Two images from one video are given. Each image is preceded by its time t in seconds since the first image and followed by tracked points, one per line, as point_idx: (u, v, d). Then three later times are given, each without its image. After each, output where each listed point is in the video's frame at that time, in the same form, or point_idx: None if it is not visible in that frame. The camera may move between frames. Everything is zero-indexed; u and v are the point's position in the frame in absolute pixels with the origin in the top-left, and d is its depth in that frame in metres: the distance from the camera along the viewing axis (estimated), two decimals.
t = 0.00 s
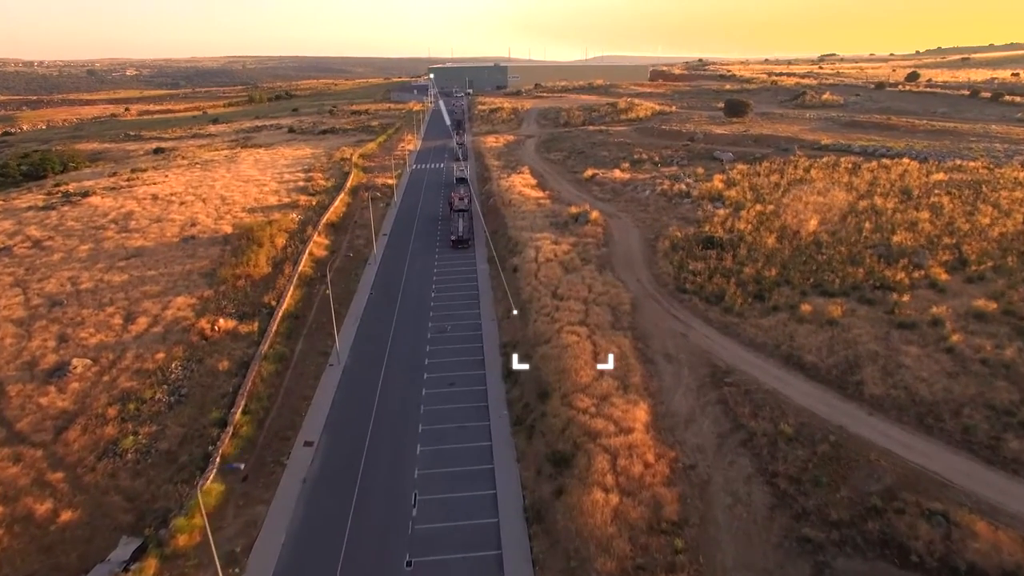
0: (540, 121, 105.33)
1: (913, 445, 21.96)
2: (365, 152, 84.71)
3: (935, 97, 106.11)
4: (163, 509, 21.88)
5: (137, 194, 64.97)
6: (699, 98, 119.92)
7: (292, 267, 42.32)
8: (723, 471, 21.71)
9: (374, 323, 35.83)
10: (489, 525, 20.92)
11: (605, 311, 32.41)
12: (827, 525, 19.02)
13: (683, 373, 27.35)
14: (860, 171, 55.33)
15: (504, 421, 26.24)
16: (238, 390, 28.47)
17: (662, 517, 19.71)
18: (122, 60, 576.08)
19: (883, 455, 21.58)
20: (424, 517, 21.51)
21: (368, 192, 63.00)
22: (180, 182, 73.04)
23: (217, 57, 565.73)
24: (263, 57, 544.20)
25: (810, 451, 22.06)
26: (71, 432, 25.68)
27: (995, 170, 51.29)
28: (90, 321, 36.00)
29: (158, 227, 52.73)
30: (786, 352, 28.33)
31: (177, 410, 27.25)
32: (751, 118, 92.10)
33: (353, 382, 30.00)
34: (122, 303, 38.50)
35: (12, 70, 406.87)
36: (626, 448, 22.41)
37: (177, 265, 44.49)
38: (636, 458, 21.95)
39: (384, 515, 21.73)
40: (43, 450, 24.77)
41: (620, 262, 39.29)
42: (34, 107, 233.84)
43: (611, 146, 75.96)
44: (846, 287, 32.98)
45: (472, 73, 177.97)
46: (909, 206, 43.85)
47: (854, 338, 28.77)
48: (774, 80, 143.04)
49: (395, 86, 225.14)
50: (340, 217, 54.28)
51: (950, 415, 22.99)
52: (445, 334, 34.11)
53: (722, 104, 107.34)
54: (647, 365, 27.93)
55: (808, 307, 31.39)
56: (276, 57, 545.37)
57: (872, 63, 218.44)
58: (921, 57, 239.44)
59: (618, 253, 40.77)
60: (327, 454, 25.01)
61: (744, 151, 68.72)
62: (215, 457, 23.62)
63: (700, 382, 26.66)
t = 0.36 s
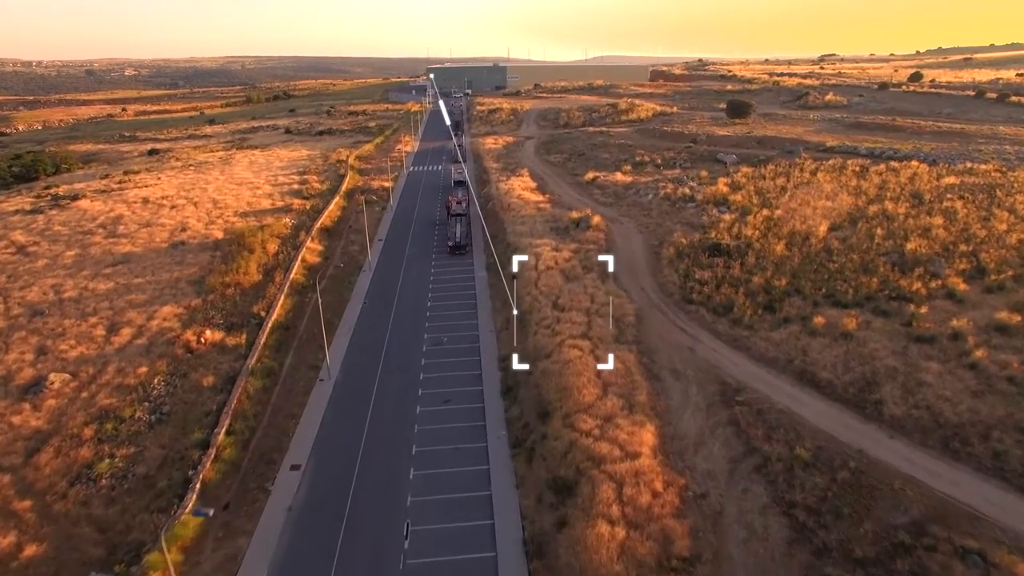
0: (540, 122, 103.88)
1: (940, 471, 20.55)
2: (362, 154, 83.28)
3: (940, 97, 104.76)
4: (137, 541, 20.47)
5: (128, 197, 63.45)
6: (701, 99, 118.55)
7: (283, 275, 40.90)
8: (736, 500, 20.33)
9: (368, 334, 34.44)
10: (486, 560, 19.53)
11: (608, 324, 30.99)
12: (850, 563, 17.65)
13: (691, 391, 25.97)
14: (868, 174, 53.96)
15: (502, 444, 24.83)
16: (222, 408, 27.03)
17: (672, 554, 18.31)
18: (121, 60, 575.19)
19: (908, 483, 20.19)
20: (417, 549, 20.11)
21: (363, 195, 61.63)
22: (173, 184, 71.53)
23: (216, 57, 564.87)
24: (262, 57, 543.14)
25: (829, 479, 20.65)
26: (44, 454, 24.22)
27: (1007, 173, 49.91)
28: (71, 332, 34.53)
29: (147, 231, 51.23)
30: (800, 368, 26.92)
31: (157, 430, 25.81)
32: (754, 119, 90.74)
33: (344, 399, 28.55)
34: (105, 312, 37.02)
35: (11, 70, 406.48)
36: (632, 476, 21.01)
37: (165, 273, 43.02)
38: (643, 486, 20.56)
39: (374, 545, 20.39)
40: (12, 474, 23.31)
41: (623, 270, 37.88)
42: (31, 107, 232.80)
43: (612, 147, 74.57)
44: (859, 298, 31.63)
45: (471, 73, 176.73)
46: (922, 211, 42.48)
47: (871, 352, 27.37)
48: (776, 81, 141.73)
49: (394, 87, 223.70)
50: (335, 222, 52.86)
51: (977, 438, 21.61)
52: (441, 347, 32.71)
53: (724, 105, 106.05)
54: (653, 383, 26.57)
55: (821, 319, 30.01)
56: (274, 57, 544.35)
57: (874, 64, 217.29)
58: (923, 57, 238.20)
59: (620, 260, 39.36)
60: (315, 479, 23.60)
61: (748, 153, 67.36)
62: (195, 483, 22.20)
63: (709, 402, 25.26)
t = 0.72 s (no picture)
0: (539, 123, 102.33)
1: (973, 502, 19.10)
2: (358, 156, 81.75)
3: (944, 97, 103.36)
4: None
5: (118, 200, 61.84)
6: (702, 100, 117.06)
7: (274, 283, 39.40)
8: (754, 534, 18.88)
9: (360, 346, 33.02)
10: None
11: (612, 337, 29.54)
12: None
13: (701, 411, 24.53)
14: (877, 177, 52.54)
15: (502, 468, 23.38)
16: (205, 427, 25.52)
17: None
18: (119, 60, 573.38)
19: (939, 515, 18.75)
20: None
21: (359, 198, 60.17)
22: (164, 187, 69.91)
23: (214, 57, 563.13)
24: (261, 57, 541.55)
25: (853, 510, 19.21)
26: (13, 480, 22.74)
27: (1021, 176, 48.52)
28: (50, 344, 33.00)
29: (135, 236, 49.66)
30: (816, 386, 25.47)
31: (135, 452, 24.32)
32: (757, 120, 89.34)
33: (334, 418, 27.06)
34: (87, 322, 35.49)
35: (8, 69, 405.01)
36: (641, 506, 19.55)
37: (152, 280, 41.47)
38: (653, 518, 19.11)
39: None
40: None
41: (628, 279, 36.38)
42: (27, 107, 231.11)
43: (613, 149, 73.14)
44: (876, 309, 30.19)
45: (470, 73, 175.30)
46: (935, 216, 41.06)
47: (891, 367, 25.91)
48: (778, 81, 140.36)
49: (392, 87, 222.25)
50: (329, 226, 51.39)
51: (1010, 465, 20.18)
52: (437, 360, 31.28)
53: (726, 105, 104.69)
54: (661, 402, 25.12)
55: (836, 332, 28.57)
56: (273, 57, 542.79)
57: (875, 64, 216.09)
58: (924, 57, 236.89)
59: (624, 269, 37.89)
60: (301, 507, 22.13)
61: (752, 156, 65.92)
62: (173, 513, 20.71)
63: (721, 423, 23.81)
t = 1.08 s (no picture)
0: (539, 124, 100.85)
1: (1013, 542, 17.62)
2: (355, 158, 80.22)
3: (950, 98, 102.01)
4: None
5: (107, 204, 60.23)
6: (704, 100, 115.64)
7: (265, 292, 37.87)
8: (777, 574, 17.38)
9: (354, 361, 31.51)
10: None
11: (618, 353, 28.05)
12: None
13: (714, 435, 23.05)
14: (888, 180, 51.11)
15: (502, 496, 21.87)
16: (186, 449, 23.98)
17: None
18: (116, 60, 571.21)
19: (977, 556, 17.27)
20: None
21: (355, 201, 58.65)
22: (156, 190, 68.30)
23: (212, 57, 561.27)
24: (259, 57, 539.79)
25: (884, 548, 17.71)
26: None
27: None
28: (27, 358, 31.46)
29: (123, 241, 48.06)
30: (836, 406, 23.96)
31: (109, 477, 22.82)
32: (760, 121, 87.94)
33: (324, 440, 25.54)
34: (68, 333, 33.92)
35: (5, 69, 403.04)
36: (653, 543, 18.03)
37: (138, 288, 39.91)
38: (665, 557, 17.60)
39: None
40: None
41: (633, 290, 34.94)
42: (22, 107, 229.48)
43: (614, 150, 71.72)
44: (896, 322, 28.67)
45: (468, 73, 173.86)
46: (952, 221, 39.60)
47: (916, 385, 24.40)
48: (779, 81, 139.14)
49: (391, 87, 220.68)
50: (323, 231, 49.86)
51: None
52: (434, 375, 29.80)
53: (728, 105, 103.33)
54: (671, 425, 23.63)
55: (855, 347, 27.07)
56: (271, 57, 541.02)
57: (876, 64, 214.97)
58: (925, 57, 235.66)
59: (628, 278, 36.49)
60: (286, 540, 20.61)
61: (757, 158, 64.52)
62: (147, 547, 19.19)
63: (736, 448, 22.30)
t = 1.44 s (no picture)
0: (539, 125, 99.28)
1: None
2: (352, 160, 78.63)
3: (957, 98, 100.61)
4: None
5: (97, 207, 58.57)
6: (706, 101, 114.10)
7: (255, 302, 36.34)
8: None
9: (347, 377, 29.95)
10: None
11: (626, 371, 26.55)
12: None
13: (732, 463, 21.53)
14: (900, 184, 49.61)
15: (504, 531, 20.31)
16: (166, 476, 22.44)
17: None
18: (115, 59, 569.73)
19: None
20: None
21: (351, 205, 57.16)
22: (148, 193, 66.66)
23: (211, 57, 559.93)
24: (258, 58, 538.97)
25: None
26: None
27: None
28: (3, 373, 29.88)
29: (110, 247, 46.43)
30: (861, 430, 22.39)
31: (82, 508, 21.25)
32: (765, 122, 86.46)
33: (314, 466, 24.02)
34: (47, 346, 32.33)
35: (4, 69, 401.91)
36: None
37: (123, 297, 38.31)
38: None
39: None
40: None
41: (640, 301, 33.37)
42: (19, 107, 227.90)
43: (617, 152, 70.22)
44: (919, 336, 27.16)
45: (467, 73, 172.41)
46: (970, 228, 38.08)
47: (946, 406, 22.85)
48: (782, 81, 137.84)
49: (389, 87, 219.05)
50: (317, 237, 48.33)
51: None
52: (431, 393, 28.25)
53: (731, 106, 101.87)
54: (685, 451, 22.12)
55: (878, 365, 25.55)
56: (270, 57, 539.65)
57: (878, 64, 213.71)
58: (926, 57, 234.32)
59: (636, 289, 34.87)
60: None
61: (764, 160, 63.04)
62: None
63: (756, 478, 20.77)
